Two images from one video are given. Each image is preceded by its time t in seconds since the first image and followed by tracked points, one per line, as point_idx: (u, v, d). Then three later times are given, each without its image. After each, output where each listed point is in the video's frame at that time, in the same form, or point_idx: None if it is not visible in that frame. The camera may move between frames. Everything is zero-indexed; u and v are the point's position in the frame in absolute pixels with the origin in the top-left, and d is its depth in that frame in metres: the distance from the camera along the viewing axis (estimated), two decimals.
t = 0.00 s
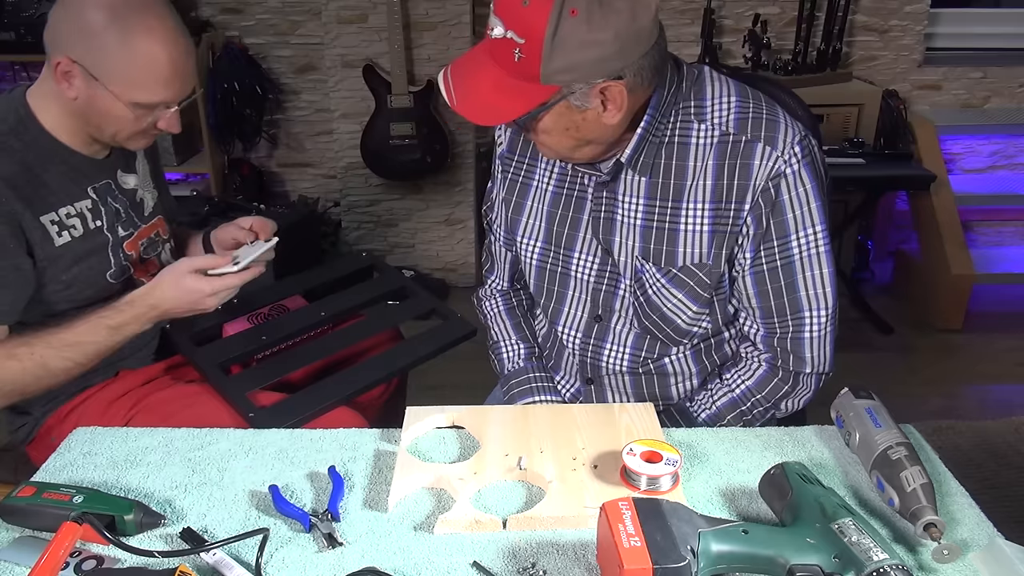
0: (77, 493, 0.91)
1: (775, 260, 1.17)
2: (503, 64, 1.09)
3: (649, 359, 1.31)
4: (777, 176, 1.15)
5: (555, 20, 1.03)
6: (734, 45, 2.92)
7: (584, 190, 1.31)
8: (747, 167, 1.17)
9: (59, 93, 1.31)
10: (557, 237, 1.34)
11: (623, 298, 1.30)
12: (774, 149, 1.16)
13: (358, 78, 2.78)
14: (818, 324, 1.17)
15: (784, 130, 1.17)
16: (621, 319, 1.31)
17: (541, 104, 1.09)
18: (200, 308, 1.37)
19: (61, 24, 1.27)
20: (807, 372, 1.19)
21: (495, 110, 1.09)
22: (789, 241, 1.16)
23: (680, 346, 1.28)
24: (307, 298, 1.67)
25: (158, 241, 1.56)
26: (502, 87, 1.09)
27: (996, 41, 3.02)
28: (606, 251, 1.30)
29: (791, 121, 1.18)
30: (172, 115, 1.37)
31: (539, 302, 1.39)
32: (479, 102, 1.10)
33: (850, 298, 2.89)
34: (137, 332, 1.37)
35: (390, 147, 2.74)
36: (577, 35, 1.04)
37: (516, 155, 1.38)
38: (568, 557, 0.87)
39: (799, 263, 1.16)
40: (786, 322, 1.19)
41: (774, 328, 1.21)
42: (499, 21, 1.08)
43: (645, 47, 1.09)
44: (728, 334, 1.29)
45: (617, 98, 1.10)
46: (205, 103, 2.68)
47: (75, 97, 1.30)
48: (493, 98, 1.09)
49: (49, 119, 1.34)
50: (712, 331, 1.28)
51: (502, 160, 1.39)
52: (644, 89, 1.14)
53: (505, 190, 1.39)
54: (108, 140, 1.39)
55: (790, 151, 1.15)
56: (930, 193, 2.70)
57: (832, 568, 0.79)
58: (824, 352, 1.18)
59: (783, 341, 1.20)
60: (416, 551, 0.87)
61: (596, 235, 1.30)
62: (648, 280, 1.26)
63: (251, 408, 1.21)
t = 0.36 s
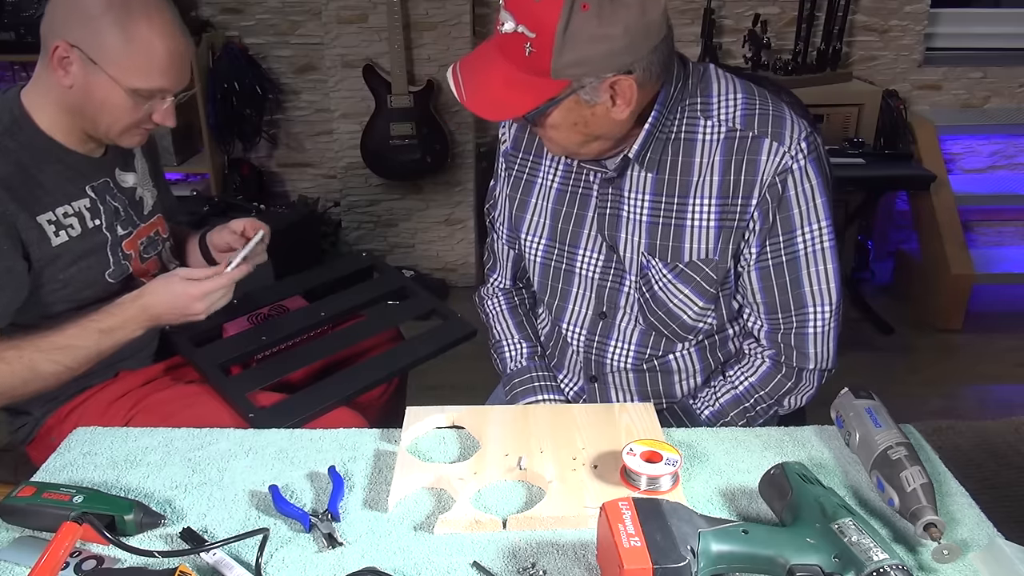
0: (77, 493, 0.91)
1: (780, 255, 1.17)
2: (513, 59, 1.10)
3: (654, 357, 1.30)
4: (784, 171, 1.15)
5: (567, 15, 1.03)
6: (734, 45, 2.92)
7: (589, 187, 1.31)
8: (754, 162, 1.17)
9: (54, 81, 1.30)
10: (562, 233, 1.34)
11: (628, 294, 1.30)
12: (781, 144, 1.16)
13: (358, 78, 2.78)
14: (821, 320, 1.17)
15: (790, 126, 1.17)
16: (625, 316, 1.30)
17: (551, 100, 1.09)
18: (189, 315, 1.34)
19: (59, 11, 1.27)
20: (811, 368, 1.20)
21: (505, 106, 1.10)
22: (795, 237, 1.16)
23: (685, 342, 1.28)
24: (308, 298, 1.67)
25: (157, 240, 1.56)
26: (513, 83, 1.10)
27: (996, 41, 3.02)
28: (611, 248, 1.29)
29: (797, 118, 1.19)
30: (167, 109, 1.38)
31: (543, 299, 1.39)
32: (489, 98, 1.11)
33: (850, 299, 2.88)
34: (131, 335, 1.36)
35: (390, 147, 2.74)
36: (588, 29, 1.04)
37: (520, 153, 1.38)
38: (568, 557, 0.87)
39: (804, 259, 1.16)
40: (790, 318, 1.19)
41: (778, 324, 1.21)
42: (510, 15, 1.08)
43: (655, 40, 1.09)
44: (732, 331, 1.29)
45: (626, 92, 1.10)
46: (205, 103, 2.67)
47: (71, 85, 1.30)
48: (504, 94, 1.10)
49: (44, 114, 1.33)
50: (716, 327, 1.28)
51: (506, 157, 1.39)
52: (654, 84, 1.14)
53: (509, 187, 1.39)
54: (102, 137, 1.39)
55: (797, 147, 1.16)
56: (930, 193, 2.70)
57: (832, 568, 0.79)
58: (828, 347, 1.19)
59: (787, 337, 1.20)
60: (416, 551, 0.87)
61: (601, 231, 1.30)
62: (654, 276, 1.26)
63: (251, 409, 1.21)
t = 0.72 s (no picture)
0: (77, 493, 0.91)
1: (779, 249, 1.17)
2: (514, 49, 1.09)
3: (654, 352, 1.30)
4: (784, 165, 1.16)
5: (567, 2, 1.03)
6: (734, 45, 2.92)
7: (590, 181, 1.31)
8: (753, 155, 1.18)
9: (60, 76, 1.31)
10: (562, 228, 1.33)
11: (627, 289, 1.29)
12: (781, 138, 1.16)
13: (358, 78, 2.78)
14: (820, 314, 1.17)
15: (789, 120, 1.18)
16: (625, 311, 1.30)
17: (551, 90, 1.09)
18: (190, 313, 1.34)
19: (66, 5, 1.28)
20: (809, 364, 1.20)
21: (508, 97, 1.10)
22: (794, 231, 1.16)
23: (685, 337, 1.28)
24: (307, 298, 1.67)
25: (158, 240, 1.56)
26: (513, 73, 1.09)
27: (996, 41, 3.02)
28: (611, 243, 1.29)
29: (796, 113, 1.19)
30: (172, 102, 1.38)
31: (543, 296, 1.38)
32: (491, 89, 1.11)
33: (850, 299, 2.89)
34: (131, 336, 1.35)
35: (390, 147, 2.74)
36: (588, 18, 1.04)
37: (521, 149, 1.38)
38: (568, 557, 0.87)
39: (803, 252, 1.17)
40: (789, 312, 1.19)
41: (777, 319, 1.21)
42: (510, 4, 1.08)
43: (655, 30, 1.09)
44: (732, 327, 1.29)
45: (625, 83, 1.10)
46: (205, 102, 2.67)
47: (78, 79, 1.30)
48: (505, 84, 1.10)
49: (50, 109, 1.34)
50: (715, 323, 1.28)
51: (507, 153, 1.39)
52: (653, 75, 1.14)
53: (510, 183, 1.39)
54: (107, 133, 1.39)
55: (796, 140, 1.16)
56: (930, 193, 2.70)
57: (832, 568, 0.79)
58: (826, 343, 1.19)
59: (786, 332, 1.21)
60: (416, 551, 0.87)
61: (600, 226, 1.30)
62: (654, 270, 1.26)
63: (251, 408, 1.21)
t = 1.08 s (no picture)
0: (77, 493, 0.91)
1: (777, 246, 1.18)
2: (511, 49, 1.09)
3: (653, 351, 1.30)
4: (782, 162, 1.16)
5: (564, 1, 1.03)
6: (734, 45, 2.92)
7: (588, 180, 1.31)
8: (751, 153, 1.18)
9: (70, 74, 1.31)
10: (561, 228, 1.33)
11: (626, 288, 1.29)
12: (779, 135, 1.17)
13: (358, 78, 2.78)
14: (819, 312, 1.17)
15: (787, 117, 1.18)
16: (624, 309, 1.30)
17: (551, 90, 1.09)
18: (190, 318, 1.34)
19: (76, 4, 1.29)
20: (808, 362, 1.19)
21: (507, 97, 1.10)
22: (792, 228, 1.17)
23: (684, 336, 1.28)
24: (307, 298, 1.67)
25: (158, 242, 1.56)
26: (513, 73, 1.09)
27: (996, 41, 3.02)
28: (610, 241, 1.29)
29: (794, 110, 1.20)
30: (179, 101, 1.39)
31: (542, 295, 1.38)
32: (489, 89, 1.10)
33: (850, 299, 2.88)
34: (132, 336, 1.35)
35: (390, 147, 2.74)
36: (584, 17, 1.04)
37: (520, 148, 1.38)
38: (568, 557, 0.87)
39: (801, 250, 1.17)
40: (788, 310, 1.19)
41: (775, 316, 1.21)
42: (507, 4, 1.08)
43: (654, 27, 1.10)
44: (730, 325, 1.29)
45: (623, 81, 1.10)
46: (205, 102, 2.67)
47: (87, 77, 1.31)
48: (503, 83, 1.10)
49: (58, 108, 1.34)
50: (714, 321, 1.28)
51: (506, 152, 1.39)
52: (652, 74, 1.14)
53: (509, 182, 1.39)
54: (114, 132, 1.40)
55: (794, 138, 1.16)
56: (930, 193, 2.70)
57: (832, 568, 0.79)
58: (824, 341, 1.19)
59: (784, 330, 1.21)
60: (416, 551, 0.87)
61: (599, 225, 1.30)
62: (652, 268, 1.26)
63: (251, 408, 1.21)
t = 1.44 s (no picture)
0: (77, 493, 0.91)
1: (777, 246, 1.17)
2: (509, 49, 1.09)
3: (653, 351, 1.30)
4: (782, 162, 1.16)
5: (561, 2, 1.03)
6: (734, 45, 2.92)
7: (589, 180, 1.31)
8: (752, 153, 1.18)
9: (71, 76, 1.32)
10: (562, 228, 1.33)
11: (626, 288, 1.29)
12: (779, 135, 1.17)
13: (358, 78, 2.78)
14: (819, 312, 1.17)
15: (787, 117, 1.18)
16: (624, 309, 1.30)
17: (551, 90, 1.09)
18: (194, 317, 1.34)
19: (78, 7, 1.30)
20: (808, 362, 1.19)
21: (506, 98, 1.10)
22: (791, 228, 1.17)
23: (684, 336, 1.28)
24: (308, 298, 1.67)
25: (160, 242, 1.56)
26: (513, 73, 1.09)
27: (996, 41, 3.02)
28: (610, 241, 1.29)
29: (794, 111, 1.19)
30: (178, 107, 1.38)
31: (542, 295, 1.38)
32: (489, 90, 1.10)
33: (850, 299, 2.89)
34: (137, 336, 1.36)
35: (390, 147, 2.74)
36: (583, 17, 1.04)
37: (521, 149, 1.38)
38: (568, 557, 0.87)
39: (801, 250, 1.17)
40: (788, 309, 1.19)
41: (775, 316, 1.21)
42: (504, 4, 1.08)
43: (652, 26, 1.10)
44: (730, 325, 1.29)
45: (622, 81, 1.10)
46: (206, 103, 2.68)
47: (88, 79, 1.31)
48: (502, 84, 1.10)
49: (61, 108, 1.34)
50: (714, 321, 1.28)
51: (507, 153, 1.39)
52: (650, 74, 1.14)
53: (510, 182, 1.39)
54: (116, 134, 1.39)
55: (794, 138, 1.16)
56: (930, 193, 2.70)
57: (832, 568, 0.79)
58: (824, 340, 1.19)
59: (784, 330, 1.21)
60: (416, 551, 0.87)
61: (599, 225, 1.30)
62: (652, 268, 1.26)
63: (251, 408, 1.21)
